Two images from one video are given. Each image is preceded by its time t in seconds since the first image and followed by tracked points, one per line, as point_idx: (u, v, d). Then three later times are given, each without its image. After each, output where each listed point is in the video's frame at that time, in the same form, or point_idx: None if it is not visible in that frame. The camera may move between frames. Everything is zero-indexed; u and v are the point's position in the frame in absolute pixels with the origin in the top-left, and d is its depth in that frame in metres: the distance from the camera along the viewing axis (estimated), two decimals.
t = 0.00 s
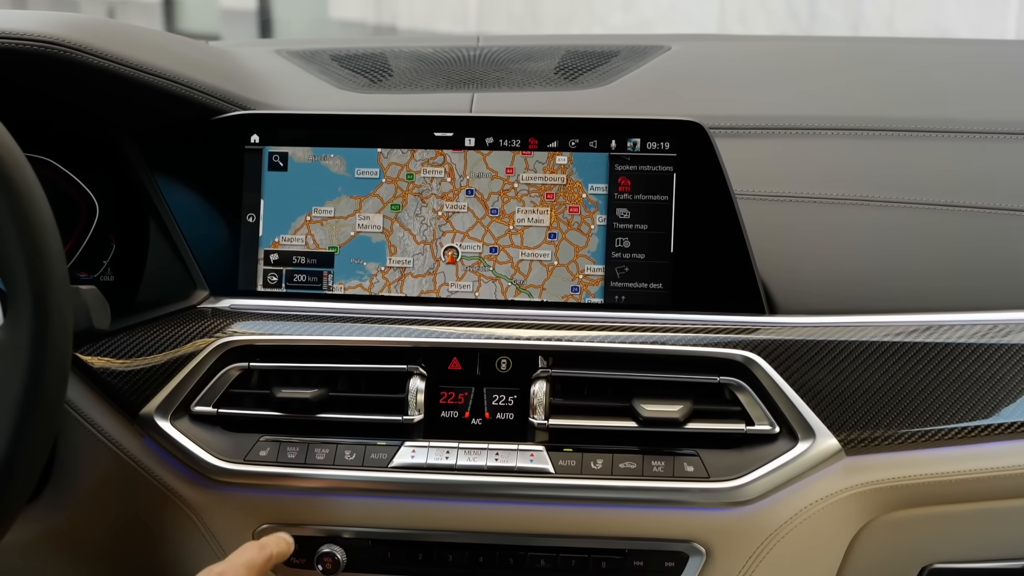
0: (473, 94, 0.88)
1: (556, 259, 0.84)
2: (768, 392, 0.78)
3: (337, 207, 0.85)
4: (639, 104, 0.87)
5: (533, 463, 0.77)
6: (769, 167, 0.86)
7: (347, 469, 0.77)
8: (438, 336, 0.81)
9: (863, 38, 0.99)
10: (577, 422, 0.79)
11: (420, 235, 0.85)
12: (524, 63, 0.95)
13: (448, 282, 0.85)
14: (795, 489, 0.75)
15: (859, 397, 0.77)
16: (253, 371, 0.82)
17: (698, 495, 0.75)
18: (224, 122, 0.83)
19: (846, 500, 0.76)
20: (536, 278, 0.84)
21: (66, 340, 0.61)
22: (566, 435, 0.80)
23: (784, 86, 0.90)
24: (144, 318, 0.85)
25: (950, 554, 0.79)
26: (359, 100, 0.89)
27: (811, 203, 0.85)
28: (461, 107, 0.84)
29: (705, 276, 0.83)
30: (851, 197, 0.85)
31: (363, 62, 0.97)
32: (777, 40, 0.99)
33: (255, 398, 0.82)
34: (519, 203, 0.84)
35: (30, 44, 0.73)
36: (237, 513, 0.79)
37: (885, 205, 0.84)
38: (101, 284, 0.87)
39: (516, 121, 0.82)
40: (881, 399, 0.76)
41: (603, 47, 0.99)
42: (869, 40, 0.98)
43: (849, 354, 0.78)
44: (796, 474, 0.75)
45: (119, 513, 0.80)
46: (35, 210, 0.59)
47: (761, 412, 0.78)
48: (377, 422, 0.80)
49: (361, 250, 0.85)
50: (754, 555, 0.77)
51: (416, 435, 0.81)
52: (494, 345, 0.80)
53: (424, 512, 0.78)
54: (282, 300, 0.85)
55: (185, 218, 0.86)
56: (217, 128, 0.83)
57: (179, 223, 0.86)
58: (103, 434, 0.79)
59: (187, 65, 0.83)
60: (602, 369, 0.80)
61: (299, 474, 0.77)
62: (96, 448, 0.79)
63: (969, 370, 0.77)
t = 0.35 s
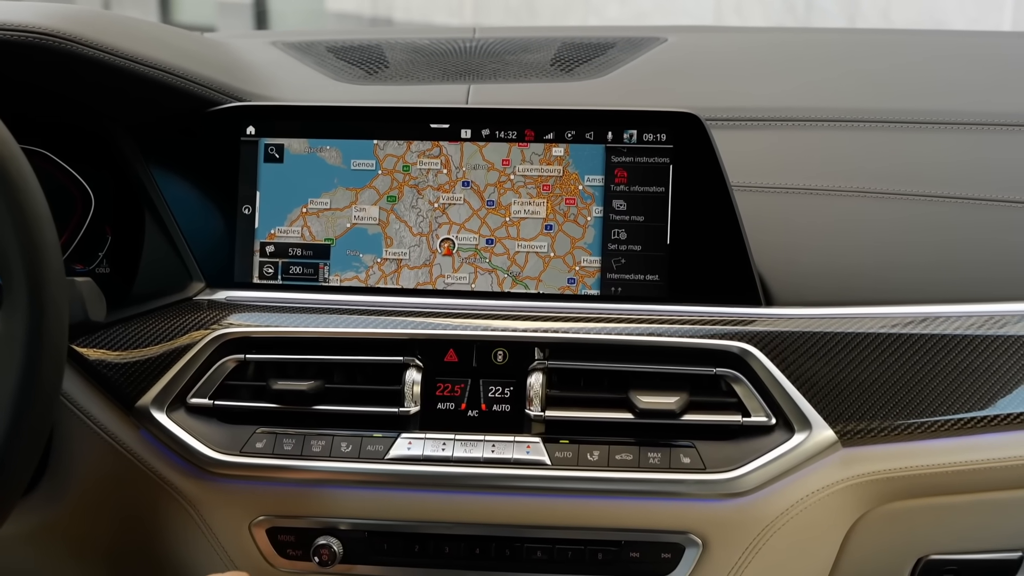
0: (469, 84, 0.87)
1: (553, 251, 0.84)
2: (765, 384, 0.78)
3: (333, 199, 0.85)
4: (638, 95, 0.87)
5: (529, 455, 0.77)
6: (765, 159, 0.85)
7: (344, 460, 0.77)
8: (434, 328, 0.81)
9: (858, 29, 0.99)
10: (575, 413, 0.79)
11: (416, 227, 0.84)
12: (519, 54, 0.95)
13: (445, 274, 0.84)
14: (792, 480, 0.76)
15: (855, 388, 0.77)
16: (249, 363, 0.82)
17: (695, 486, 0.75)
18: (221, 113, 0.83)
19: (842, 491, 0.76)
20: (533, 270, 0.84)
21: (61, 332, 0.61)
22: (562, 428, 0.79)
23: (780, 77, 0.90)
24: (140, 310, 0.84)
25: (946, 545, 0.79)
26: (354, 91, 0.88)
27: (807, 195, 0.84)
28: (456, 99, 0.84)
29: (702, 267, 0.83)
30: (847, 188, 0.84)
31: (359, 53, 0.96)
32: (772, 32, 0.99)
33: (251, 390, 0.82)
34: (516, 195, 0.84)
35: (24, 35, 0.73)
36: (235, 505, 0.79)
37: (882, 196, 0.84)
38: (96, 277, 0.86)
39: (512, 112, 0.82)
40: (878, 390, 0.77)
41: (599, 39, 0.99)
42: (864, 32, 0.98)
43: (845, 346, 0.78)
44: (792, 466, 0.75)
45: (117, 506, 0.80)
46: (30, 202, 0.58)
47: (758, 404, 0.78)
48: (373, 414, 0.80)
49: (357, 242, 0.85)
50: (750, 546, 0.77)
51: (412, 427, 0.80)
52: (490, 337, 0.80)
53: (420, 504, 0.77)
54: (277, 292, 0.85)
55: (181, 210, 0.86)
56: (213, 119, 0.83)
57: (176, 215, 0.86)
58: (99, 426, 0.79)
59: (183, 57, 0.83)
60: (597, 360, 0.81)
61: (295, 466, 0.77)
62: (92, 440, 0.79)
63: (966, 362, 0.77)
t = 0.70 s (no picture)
0: (461, 74, 0.86)
1: (546, 242, 0.83)
2: (761, 376, 0.77)
3: (323, 190, 0.84)
4: (633, 83, 0.85)
5: (523, 449, 0.76)
6: (758, 148, 0.84)
7: (335, 455, 0.76)
8: (425, 320, 0.80)
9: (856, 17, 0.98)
10: (569, 407, 0.78)
11: (408, 218, 0.83)
12: (513, 43, 0.94)
13: (437, 266, 0.84)
14: (788, 473, 0.75)
15: (852, 380, 0.76)
16: (238, 357, 0.81)
17: (689, 480, 0.74)
18: (209, 104, 0.82)
19: (839, 485, 0.75)
20: (526, 262, 0.83)
21: (48, 323, 0.60)
22: (556, 421, 0.78)
23: (773, 65, 0.89)
24: (130, 303, 0.84)
25: (944, 538, 0.78)
26: (345, 80, 0.87)
27: (811, 185, 0.83)
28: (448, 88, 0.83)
29: (694, 258, 0.82)
30: (842, 178, 0.83)
31: (350, 42, 0.95)
32: (768, 20, 0.97)
33: (240, 383, 0.81)
34: (508, 185, 0.83)
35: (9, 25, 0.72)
36: (224, 501, 0.78)
37: (879, 185, 0.83)
38: (83, 269, 0.84)
39: (505, 101, 0.81)
40: (874, 382, 0.76)
41: (594, 28, 0.97)
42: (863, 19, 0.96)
43: (841, 338, 0.78)
44: (787, 460, 0.74)
45: (105, 502, 0.79)
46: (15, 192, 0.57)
47: (754, 397, 0.77)
48: (364, 408, 0.79)
49: (350, 235, 0.84)
50: (745, 542, 0.76)
51: (404, 420, 0.79)
52: (483, 329, 0.79)
53: (412, 499, 0.76)
54: (268, 285, 0.84)
55: (168, 201, 0.85)
56: (200, 110, 0.82)
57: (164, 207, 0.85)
58: (86, 420, 0.78)
59: (171, 46, 0.82)
60: (591, 353, 0.79)
61: (285, 461, 0.76)
62: (79, 436, 0.77)
63: (962, 353, 0.77)
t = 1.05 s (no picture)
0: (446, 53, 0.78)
1: (539, 229, 0.78)
2: (767, 372, 0.72)
3: (302, 173, 0.79)
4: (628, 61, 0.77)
5: (514, 449, 0.71)
6: (767, 130, 0.77)
7: (314, 456, 0.71)
8: (410, 313, 0.75)
9: None
10: (564, 404, 0.73)
11: (391, 204, 0.79)
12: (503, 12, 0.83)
13: (422, 254, 0.79)
14: (797, 473, 0.70)
15: (865, 375, 0.71)
16: (211, 352, 0.76)
17: (690, 482, 0.70)
18: (180, 82, 0.78)
19: (849, 487, 0.71)
20: (517, 250, 0.79)
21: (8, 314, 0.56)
22: (549, 419, 0.74)
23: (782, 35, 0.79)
24: (97, 295, 0.78)
25: (964, 544, 0.73)
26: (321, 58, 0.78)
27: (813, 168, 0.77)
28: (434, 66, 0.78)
29: (699, 248, 0.77)
30: (854, 161, 0.77)
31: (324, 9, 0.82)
32: None
33: (214, 380, 0.76)
34: (499, 169, 0.78)
35: None
36: (197, 505, 0.73)
37: (895, 168, 0.77)
38: (46, 259, 0.79)
39: (494, 80, 0.77)
40: (887, 377, 0.71)
41: None
42: None
43: (853, 330, 0.73)
44: (795, 460, 0.69)
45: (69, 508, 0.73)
46: None
47: (759, 393, 0.72)
48: (346, 406, 0.74)
49: (329, 222, 0.79)
50: (751, 546, 0.71)
51: (388, 419, 0.74)
52: (470, 322, 0.75)
53: (397, 502, 0.72)
54: (243, 275, 0.79)
55: (136, 185, 0.80)
56: (172, 88, 0.78)
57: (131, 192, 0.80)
58: (48, 418, 0.73)
59: (139, 20, 0.76)
60: (586, 347, 0.75)
61: (262, 463, 0.71)
62: (41, 435, 0.72)
63: (981, 347, 0.72)
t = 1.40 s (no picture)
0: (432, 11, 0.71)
1: (534, 206, 0.72)
2: (783, 361, 0.65)
3: (274, 144, 0.73)
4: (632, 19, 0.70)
5: (507, 446, 0.64)
6: (783, 94, 0.70)
7: (288, 455, 0.65)
8: (394, 297, 0.68)
9: None
10: (563, 398, 0.66)
11: (372, 178, 0.73)
12: None
13: (406, 233, 0.73)
14: (817, 473, 0.63)
15: (890, 364, 0.64)
16: (174, 340, 0.69)
17: (701, 482, 0.63)
18: (140, 43, 0.71)
19: (872, 488, 0.64)
20: (510, 228, 0.72)
21: None
22: (545, 414, 0.67)
23: None
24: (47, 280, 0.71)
25: (1005, 551, 0.66)
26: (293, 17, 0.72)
27: (836, 138, 0.70)
28: (420, 26, 0.71)
29: (708, 228, 0.71)
30: (879, 130, 0.70)
31: None
32: None
33: (178, 372, 0.69)
34: (489, 140, 0.72)
35: None
36: (158, 510, 0.66)
37: (924, 138, 0.70)
38: None
39: (483, 41, 0.70)
40: (917, 367, 0.64)
41: None
42: None
43: (879, 316, 0.66)
44: (817, 458, 0.63)
45: (17, 510, 0.67)
46: None
47: (776, 385, 0.65)
48: (322, 399, 0.68)
49: (303, 197, 0.73)
50: (768, 553, 0.65)
51: (370, 415, 0.67)
52: (460, 308, 0.68)
53: (379, 505, 0.65)
54: (207, 256, 0.73)
55: (93, 157, 0.73)
56: (130, 51, 0.71)
57: (86, 164, 0.74)
58: None
59: None
60: (587, 335, 0.67)
61: (229, 463, 0.65)
62: None
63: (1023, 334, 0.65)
